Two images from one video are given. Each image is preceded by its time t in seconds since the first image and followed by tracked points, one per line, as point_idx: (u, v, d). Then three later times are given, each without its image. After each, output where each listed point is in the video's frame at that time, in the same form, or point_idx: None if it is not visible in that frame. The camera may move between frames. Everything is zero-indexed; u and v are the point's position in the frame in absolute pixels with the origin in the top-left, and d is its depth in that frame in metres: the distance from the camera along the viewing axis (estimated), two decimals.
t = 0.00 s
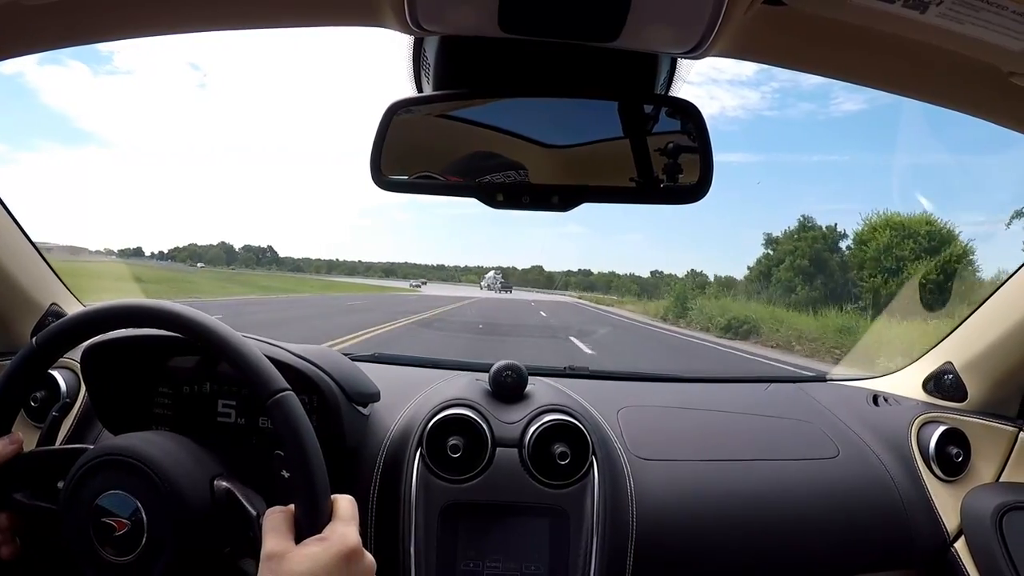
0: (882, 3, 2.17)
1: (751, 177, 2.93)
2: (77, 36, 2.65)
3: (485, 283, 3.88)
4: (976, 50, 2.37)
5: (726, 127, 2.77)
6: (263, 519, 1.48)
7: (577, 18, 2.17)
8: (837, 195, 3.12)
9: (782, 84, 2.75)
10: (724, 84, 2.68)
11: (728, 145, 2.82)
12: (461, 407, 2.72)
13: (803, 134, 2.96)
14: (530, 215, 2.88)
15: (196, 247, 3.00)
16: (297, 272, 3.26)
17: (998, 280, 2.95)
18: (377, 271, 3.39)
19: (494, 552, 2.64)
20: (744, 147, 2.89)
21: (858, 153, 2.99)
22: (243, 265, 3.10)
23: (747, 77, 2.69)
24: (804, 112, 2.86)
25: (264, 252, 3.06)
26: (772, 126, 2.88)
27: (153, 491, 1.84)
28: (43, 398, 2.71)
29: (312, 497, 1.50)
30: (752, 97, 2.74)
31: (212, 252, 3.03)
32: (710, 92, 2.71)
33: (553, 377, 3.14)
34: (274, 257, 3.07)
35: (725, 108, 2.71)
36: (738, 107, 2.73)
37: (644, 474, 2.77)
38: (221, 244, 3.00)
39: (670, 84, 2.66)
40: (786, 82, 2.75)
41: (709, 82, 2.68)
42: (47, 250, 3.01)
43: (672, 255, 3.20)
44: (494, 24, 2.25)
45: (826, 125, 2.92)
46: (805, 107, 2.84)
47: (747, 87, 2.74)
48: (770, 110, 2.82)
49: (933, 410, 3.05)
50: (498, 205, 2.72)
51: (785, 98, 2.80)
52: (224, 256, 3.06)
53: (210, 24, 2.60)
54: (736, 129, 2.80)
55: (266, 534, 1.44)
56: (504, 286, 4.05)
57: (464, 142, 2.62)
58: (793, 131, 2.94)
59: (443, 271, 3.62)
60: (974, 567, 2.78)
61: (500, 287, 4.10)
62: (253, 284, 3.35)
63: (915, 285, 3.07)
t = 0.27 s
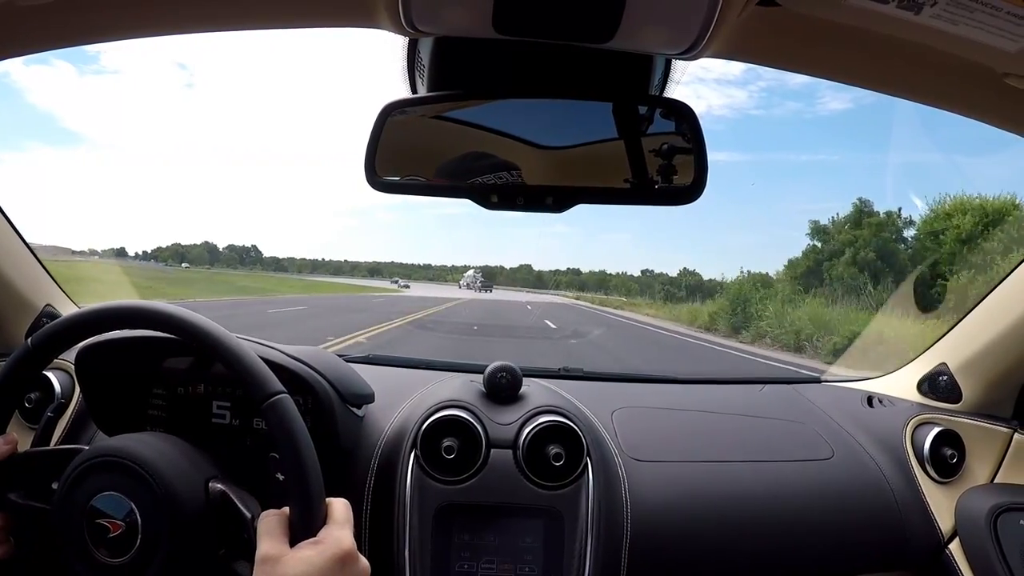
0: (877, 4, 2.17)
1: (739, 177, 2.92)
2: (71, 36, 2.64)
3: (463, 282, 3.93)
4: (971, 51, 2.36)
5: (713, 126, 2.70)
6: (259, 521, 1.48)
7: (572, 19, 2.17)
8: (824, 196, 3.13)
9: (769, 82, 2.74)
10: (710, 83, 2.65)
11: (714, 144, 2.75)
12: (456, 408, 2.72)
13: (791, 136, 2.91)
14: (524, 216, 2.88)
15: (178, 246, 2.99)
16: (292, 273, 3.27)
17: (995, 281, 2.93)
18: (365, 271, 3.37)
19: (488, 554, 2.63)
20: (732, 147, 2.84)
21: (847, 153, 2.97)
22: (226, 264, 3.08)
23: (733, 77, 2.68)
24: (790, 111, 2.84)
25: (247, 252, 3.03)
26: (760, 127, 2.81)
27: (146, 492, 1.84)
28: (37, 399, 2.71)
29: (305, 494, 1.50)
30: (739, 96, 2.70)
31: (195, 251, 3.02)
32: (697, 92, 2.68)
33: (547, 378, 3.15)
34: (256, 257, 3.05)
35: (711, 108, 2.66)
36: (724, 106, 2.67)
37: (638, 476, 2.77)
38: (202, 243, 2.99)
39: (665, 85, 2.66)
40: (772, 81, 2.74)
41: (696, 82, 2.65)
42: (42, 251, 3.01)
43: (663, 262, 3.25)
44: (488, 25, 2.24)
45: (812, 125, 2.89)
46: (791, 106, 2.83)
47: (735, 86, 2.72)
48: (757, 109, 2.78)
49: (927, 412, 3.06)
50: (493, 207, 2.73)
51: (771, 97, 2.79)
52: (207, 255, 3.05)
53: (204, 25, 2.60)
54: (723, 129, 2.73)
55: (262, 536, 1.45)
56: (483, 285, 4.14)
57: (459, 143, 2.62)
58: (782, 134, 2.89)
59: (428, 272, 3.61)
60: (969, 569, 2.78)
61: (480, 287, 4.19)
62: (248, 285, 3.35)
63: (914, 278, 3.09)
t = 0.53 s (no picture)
0: (874, 2, 2.17)
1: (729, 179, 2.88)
2: (67, 36, 2.65)
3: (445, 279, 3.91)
4: (967, 49, 2.37)
5: (702, 126, 2.69)
6: (254, 522, 1.47)
7: (569, 17, 2.17)
8: (816, 194, 3.15)
9: (758, 81, 2.76)
10: (699, 83, 2.64)
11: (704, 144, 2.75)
12: (453, 407, 2.72)
13: (779, 134, 2.93)
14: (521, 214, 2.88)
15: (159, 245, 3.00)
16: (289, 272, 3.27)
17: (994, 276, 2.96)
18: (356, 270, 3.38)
19: (487, 553, 2.63)
20: (724, 146, 2.81)
21: (837, 151, 2.97)
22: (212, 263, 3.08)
23: (722, 76, 2.66)
24: (778, 111, 2.84)
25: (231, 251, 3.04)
26: (751, 126, 2.80)
27: (144, 492, 1.84)
28: (34, 399, 2.71)
29: (302, 487, 1.52)
30: (729, 96, 2.67)
31: (178, 250, 3.04)
32: (686, 91, 2.69)
33: (544, 377, 3.15)
34: (241, 256, 3.07)
35: (698, 106, 2.68)
36: (713, 106, 2.67)
37: (636, 474, 2.77)
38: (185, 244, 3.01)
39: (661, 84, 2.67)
40: (762, 79, 2.75)
41: (684, 82, 2.65)
42: (39, 251, 3.01)
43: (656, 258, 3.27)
44: (485, 23, 2.24)
45: (801, 123, 2.90)
46: (780, 105, 2.83)
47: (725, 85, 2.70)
48: (747, 108, 2.77)
49: (925, 410, 3.06)
50: (490, 206, 2.72)
51: (761, 96, 2.80)
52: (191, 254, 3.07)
53: (201, 25, 2.60)
54: (713, 129, 2.71)
55: (259, 536, 1.44)
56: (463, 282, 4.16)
57: (458, 141, 2.62)
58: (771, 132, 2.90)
59: (416, 270, 3.61)
60: (967, 568, 2.77)
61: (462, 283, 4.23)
62: (245, 284, 3.36)
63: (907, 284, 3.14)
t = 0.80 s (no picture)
0: (871, 2, 2.17)
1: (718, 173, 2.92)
2: (66, 36, 2.65)
3: (421, 279, 3.86)
4: (965, 48, 2.37)
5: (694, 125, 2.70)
6: (250, 526, 1.45)
7: (567, 17, 2.17)
8: (808, 194, 3.13)
9: (749, 81, 2.75)
10: (690, 83, 2.67)
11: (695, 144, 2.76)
12: (452, 406, 2.72)
13: (773, 134, 2.88)
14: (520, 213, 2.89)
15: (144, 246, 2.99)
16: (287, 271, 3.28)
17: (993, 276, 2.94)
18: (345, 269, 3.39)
19: (485, 552, 2.62)
20: (716, 146, 2.80)
21: (829, 154, 2.95)
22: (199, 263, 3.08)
23: (713, 76, 2.65)
24: (769, 110, 2.82)
25: (218, 251, 3.05)
26: (742, 126, 2.77)
27: (142, 491, 1.84)
28: (33, 398, 2.71)
29: (301, 483, 1.58)
30: (718, 95, 2.66)
31: (165, 250, 3.03)
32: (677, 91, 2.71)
33: (543, 376, 3.16)
34: (227, 256, 3.08)
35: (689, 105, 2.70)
36: (704, 105, 2.69)
37: (634, 474, 2.77)
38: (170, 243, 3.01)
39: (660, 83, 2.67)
40: (752, 79, 2.75)
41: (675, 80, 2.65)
42: (38, 250, 3.01)
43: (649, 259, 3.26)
44: (484, 23, 2.25)
45: (793, 123, 2.87)
46: (771, 105, 2.80)
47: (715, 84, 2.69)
48: (737, 108, 2.74)
49: (924, 409, 3.06)
50: (489, 204, 2.74)
51: (750, 95, 2.78)
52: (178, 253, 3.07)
53: (200, 25, 2.60)
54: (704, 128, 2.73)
55: (254, 542, 1.44)
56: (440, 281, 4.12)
57: (457, 140, 2.62)
58: (764, 131, 2.86)
59: (403, 270, 3.61)
60: (966, 567, 2.77)
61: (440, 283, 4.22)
62: (244, 284, 3.37)
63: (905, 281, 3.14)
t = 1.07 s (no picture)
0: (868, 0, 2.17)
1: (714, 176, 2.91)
2: (63, 39, 2.65)
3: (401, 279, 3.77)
4: (961, 46, 2.37)
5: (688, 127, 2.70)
6: (250, 508, 1.48)
7: (564, 17, 2.17)
8: (798, 194, 3.19)
9: (743, 81, 2.74)
10: (684, 84, 2.69)
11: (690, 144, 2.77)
12: (451, 406, 2.72)
13: (765, 134, 2.95)
14: (518, 214, 2.88)
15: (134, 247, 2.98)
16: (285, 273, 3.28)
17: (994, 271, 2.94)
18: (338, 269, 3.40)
19: (485, 552, 2.62)
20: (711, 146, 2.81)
21: (823, 151, 2.99)
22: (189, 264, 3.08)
23: (707, 76, 2.68)
24: (765, 111, 2.84)
25: (208, 251, 3.05)
26: (737, 124, 2.81)
27: (142, 494, 1.84)
28: (31, 402, 2.70)
29: (297, 478, 1.54)
30: (713, 95, 2.68)
31: (154, 250, 3.02)
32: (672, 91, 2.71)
33: (542, 376, 3.16)
34: (218, 256, 3.06)
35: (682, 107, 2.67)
36: (698, 107, 2.69)
37: (634, 473, 2.78)
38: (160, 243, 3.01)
39: (657, 82, 2.67)
40: (746, 79, 2.74)
41: (669, 82, 2.67)
42: (36, 253, 3.01)
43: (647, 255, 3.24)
44: (481, 23, 2.24)
45: (788, 123, 2.91)
46: (766, 105, 2.82)
47: (709, 85, 2.71)
48: (731, 108, 2.76)
49: (923, 407, 3.07)
50: (486, 205, 2.72)
51: (745, 96, 2.78)
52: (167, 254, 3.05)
53: (197, 27, 2.60)
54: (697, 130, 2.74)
55: (253, 521, 1.46)
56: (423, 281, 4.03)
57: (455, 141, 2.62)
58: (759, 131, 2.93)
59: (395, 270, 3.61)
60: (966, 566, 2.77)
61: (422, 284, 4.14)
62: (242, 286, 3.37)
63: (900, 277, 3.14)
